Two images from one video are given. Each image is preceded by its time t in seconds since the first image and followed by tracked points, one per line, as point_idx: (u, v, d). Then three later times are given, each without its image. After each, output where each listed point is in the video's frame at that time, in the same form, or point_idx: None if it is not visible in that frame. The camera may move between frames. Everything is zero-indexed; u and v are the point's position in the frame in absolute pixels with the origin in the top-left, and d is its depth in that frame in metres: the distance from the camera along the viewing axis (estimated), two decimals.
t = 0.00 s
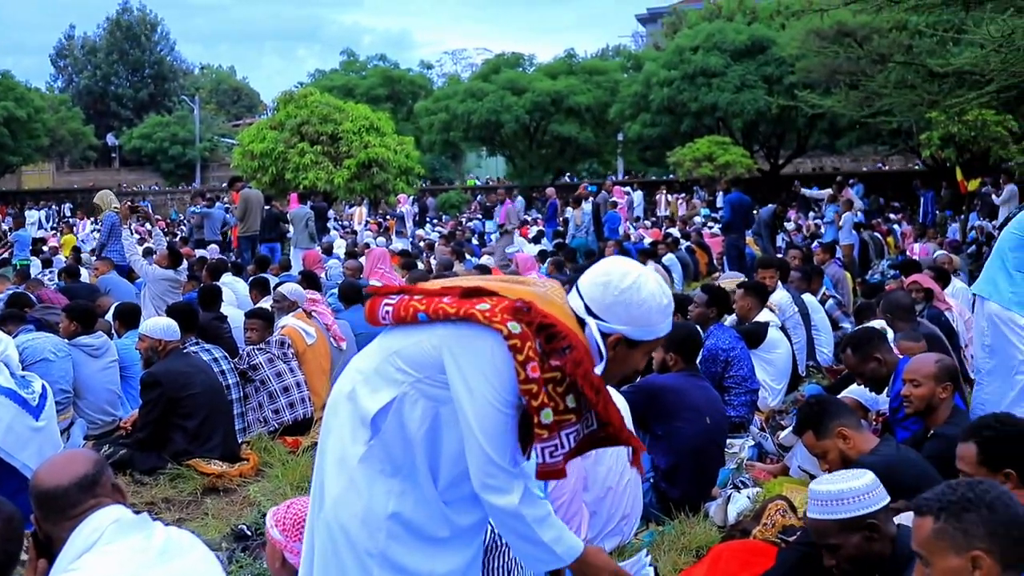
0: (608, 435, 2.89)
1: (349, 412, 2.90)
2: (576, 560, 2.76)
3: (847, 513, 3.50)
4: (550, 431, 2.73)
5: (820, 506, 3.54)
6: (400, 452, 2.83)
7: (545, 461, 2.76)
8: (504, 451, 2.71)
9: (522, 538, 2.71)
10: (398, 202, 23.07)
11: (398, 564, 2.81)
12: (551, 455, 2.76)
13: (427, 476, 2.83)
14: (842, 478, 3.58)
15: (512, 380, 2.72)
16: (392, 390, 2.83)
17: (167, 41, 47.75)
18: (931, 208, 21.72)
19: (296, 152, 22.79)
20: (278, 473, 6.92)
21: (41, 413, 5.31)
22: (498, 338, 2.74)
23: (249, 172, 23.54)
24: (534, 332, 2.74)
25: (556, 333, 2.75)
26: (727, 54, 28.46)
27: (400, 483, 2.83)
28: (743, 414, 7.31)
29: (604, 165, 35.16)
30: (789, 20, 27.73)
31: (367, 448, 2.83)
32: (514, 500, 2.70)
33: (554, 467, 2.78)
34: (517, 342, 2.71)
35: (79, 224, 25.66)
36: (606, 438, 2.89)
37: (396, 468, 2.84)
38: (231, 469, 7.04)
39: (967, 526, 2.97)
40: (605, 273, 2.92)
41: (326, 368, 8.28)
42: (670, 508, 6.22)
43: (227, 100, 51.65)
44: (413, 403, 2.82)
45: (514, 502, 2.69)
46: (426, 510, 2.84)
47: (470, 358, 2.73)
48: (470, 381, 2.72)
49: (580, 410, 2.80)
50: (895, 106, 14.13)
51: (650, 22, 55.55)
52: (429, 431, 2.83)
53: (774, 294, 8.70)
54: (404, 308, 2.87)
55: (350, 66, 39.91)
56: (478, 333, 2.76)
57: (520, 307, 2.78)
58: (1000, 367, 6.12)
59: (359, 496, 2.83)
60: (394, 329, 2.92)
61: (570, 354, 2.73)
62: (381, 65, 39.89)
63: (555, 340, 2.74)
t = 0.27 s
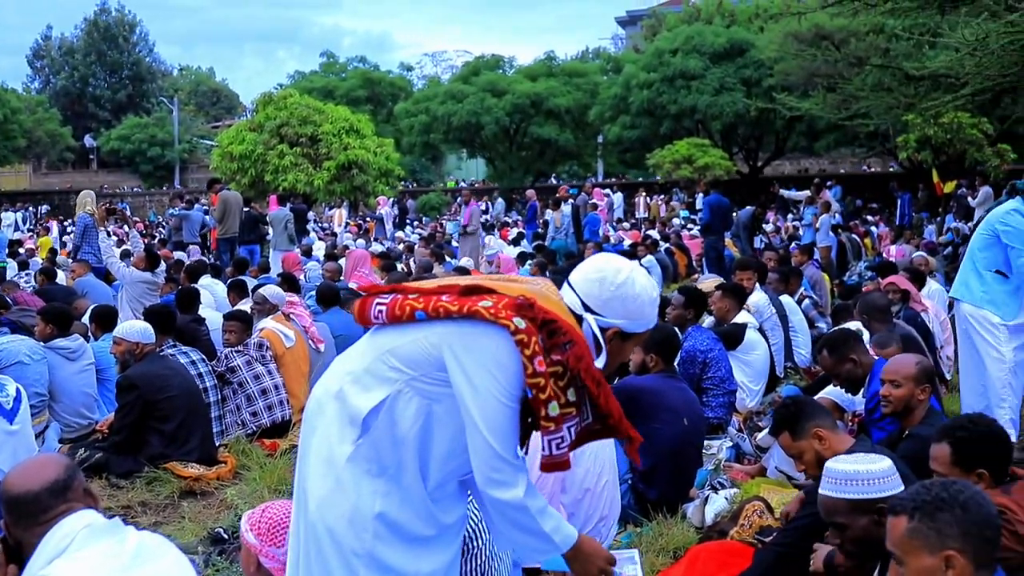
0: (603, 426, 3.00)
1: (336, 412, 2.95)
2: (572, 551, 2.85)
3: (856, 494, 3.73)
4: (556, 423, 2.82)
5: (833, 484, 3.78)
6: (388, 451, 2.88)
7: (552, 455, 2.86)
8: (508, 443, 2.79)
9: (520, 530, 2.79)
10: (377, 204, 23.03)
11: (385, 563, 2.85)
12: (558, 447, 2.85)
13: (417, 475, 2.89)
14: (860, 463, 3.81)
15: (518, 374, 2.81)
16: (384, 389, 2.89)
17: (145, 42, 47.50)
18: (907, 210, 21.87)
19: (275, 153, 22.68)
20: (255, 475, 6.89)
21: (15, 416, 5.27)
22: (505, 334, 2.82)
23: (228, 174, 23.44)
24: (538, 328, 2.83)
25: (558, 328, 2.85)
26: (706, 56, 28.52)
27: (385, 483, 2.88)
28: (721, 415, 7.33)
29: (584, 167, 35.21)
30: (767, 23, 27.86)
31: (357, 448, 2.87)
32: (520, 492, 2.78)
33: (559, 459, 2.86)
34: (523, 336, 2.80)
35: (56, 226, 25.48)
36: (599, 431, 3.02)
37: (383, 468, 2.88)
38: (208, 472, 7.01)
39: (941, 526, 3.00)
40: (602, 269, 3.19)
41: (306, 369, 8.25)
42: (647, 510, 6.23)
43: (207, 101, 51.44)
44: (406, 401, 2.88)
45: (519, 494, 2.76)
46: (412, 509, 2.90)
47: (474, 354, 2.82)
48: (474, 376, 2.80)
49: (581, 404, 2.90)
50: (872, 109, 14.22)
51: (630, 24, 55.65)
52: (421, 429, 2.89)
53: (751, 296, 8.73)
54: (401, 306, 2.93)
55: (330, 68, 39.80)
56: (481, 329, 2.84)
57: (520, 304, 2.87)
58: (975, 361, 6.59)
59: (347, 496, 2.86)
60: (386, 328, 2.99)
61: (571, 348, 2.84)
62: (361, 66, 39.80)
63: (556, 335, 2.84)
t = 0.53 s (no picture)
0: (594, 418, 3.02)
1: (323, 411, 2.94)
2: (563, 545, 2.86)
3: (864, 485, 3.78)
4: (554, 415, 2.83)
5: (839, 473, 3.83)
6: (376, 450, 2.87)
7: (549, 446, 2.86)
8: (505, 437, 2.79)
9: (516, 524, 2.78)
10: (360, 205, 23.00)
11: (373, 562, 2.84)
12: (555, 439, 2.86)
13: (405, 472, 2.89)
14: (869, 454, 3.87)
15: (515, 368, 2.81)
16: (374, 387, 2.89)
17: (127, 42, 47.27)
18: (887, 212, 22.00)
19: (257, 155, 22.59)
20: (236, 478, 6.85)
21: None
22: (502, 328, 2.82)
23: (210, 175, 23.34)
24: (534, 321, 2.83)
25: (552, 322, 2.84)
26: (688, 58, 28.56)
27: (373, 483, 2.87)
28: (703, 416, 7.35)
29: (567, 169, 35.25)
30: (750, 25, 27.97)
31: (346, 447, 2.86)
32: (516, 484, 2.77)
33: (556, 451, 2.87)
34: (521, 330, 2.80)
35: (36, 228, 25.31)
36: (588, 422, 3.03)
37: (371, 467, 2.87)
38: (189, 475, 6.98)
39: (917, 526, 3.02)
40: (585, 263, 3.20)
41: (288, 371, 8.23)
42: (628, 510, 6.23)
43: (189, 102, 51.24)
44: (397, 398, 2.88)
45: (517, 486, 2.76)
46: (401, 508, 2.89)
47: (469, 349, 2.81)
48: (471, 370, 2.79)
49: (575, 395, 2.91)
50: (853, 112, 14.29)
51: (612, 27, 55.81)
52: (412, 426, 2.89)
53: (733, 297, 8.76)
54: (392, 304, 2.92)
55: (313, 69, 39.72)
56: (476, 324, 2.83)
57: (515, 298, 2.86)
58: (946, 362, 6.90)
59: (335, 495, 2.85)
60: (375, 326, 2.98)
61: (564, 342, 2.84)
62: (344, 68, 39.72)
63: (550, 330, 2.83)
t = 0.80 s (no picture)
0: (574, 419, 3.02)
1: (306, 411, 2.93)
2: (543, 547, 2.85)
3: (852, 486, 3.79)
4: (537, 414, 2.84)
5: (825, 473, 3.85)
6: (361, 450, 2.86)
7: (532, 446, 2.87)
8: (488, 436, 2.78)
9: (498, 525, 2.76)
10: (343, 206, 22.94)
11: (357, 562, 2.83)
12: (539, 438, 2.87)
13: (389, 470, 2.88)
14: (854, 454, 3.89)
15: (500, 367, 2.81)
16: (357, 387, 2.87)
17: (107, 43, 46.97)
18: (868, 212, 22.12)
19: (239, 156, 22.50)
20: (217, 481, 6.83)
21: None
22: (488, 327, 2.82)
23: (192, 176, 23.22)
24: (519, 321, 2.82)
25: (537, 322, 2.84)
26: (670, 59, 28.56)
27: (355, 483, 2.85)
28: (684, 416, 7.36)
29: (549, 170, 35.27)
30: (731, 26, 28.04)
31: (329, 447, 2.85)
32: (499, 485, 2.76)
33: (538, 450, 2.88)
34: (506, 330, 2.80)
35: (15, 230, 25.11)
36: (569, 423, 3.03)
37: (356, 467, 2.86)
38: (169, 477, 6.94)
39: (893, 525, 3.03)
40: (568, 263, 3.18)
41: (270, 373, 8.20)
42: (610, 510, 6.23)
43: (170, 104, 50.98)
44: (380, 398, 2.87)
45: (499, 487, 2.75)
46: (385, 509, 2.88)
47: (454, 347, 2.81)
48: (455, 370, 2.79)
49: (558, 395, 2.92)
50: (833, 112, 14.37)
51: (595, 27, 55.89)
52: (396, 425, 2.88)
53: (714, 297, 8.78)
54: (377, 304, 2.92)
55: (294, 70, 39.59)
56: (462, 323, 2.83)
57: (500, 298, 2.86)
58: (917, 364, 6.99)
59: (319, 496, 2.84)
60: (359, 326, 2.97)
61: (547, 343, 2.84)
62: (326, 69, 39.59)
63: (533, 330, 2.83)
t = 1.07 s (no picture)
0: (552, 422, 3.01)
1: (285, 412, 2.92)
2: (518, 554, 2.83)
3: (833, 486, 3.81)
4: (513, 417, 2.83)
5: (805, 474, 3.86)
6: (340, 452, 2.85)
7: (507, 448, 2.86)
8: (464, 440, 2.77)
9: (473, 530, 2.74)
10: (327, 207, 22.91)
11: (335, 564, 2.82)
12: (515, 440, 2.86)
13: (368, 472, 2.87)
14: (835, 454, 3.89)
15: (476, 368, 2.81)
16: (334, 389, 2.87)
17: (89, 43, 46.69)
18: (851, 211, 22.21)
19: (222, 157, 22.42)
20: (200, 482, 6.80)
21: None
22: (464, 328, 2.81)
23: (175, 177, 23.13)
24: (496, 323, 2.81)
25: (514, 324, 2.83)
26: (654, 59, 28.59)
27: (336, 485, 2.85)
28: (669, 415, 7.37)
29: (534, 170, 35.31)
30: (715, 26, 28.10)
31: (308, 449, 2.84)
32: (471, 490, 2.74)
33: (514, 452, 2.87)
34: (483, 331, 2.78)
35: None
36: (548, 426, 3.02)
37: (335, 469, 2.85)
38: (152, 479, 6.90)
39: (874, 523, 3.04)
40: (548, 266, 3.15)
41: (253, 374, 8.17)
42: (594, 510, 6.23)
43: (153, 104, 50.74)
44: (359, 399, 2.86)
45: (471, 491, 2.73)
46: (364, 511, 2.87)
47: (431, 349, 2.80)
48: (431, 373, 2.78)
49: (536, 398, 2.91)
50: (817, 112, 14.44)
51: (579, 27, 55.97)
52: (374, 427, 2.87)
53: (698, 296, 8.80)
54: (355, 305, 2.91)
55: (278, 71, 39.47)
56: (439, 325, 2.82)
57: (478, 300, 2.84)
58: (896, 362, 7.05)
59: (298, 498, 2.83)
60: (338, 327, 2.96)
61: (525, 344, 2.83)
62: (310, 69, 39.48)
63: (511, 332, 2.82)
